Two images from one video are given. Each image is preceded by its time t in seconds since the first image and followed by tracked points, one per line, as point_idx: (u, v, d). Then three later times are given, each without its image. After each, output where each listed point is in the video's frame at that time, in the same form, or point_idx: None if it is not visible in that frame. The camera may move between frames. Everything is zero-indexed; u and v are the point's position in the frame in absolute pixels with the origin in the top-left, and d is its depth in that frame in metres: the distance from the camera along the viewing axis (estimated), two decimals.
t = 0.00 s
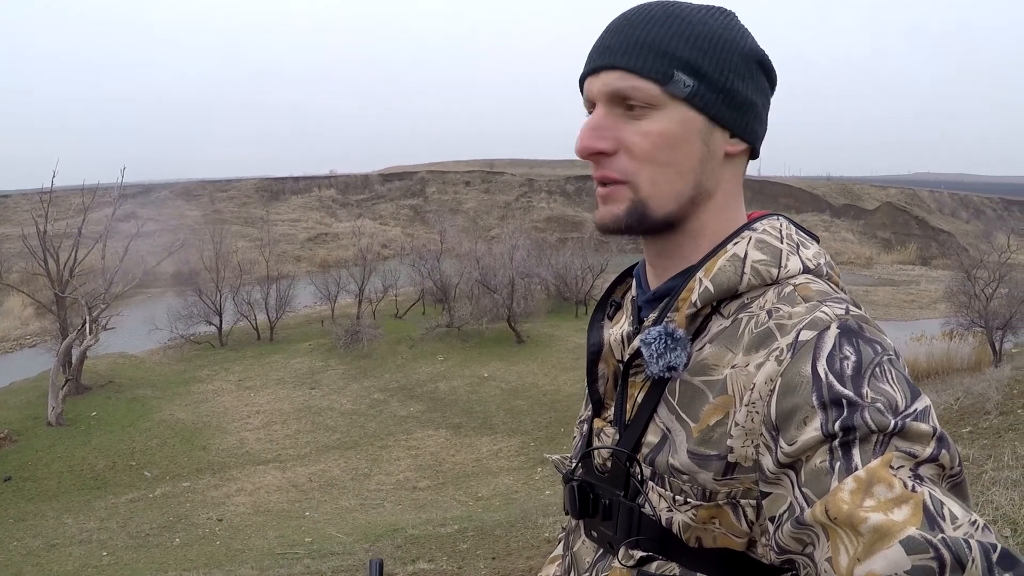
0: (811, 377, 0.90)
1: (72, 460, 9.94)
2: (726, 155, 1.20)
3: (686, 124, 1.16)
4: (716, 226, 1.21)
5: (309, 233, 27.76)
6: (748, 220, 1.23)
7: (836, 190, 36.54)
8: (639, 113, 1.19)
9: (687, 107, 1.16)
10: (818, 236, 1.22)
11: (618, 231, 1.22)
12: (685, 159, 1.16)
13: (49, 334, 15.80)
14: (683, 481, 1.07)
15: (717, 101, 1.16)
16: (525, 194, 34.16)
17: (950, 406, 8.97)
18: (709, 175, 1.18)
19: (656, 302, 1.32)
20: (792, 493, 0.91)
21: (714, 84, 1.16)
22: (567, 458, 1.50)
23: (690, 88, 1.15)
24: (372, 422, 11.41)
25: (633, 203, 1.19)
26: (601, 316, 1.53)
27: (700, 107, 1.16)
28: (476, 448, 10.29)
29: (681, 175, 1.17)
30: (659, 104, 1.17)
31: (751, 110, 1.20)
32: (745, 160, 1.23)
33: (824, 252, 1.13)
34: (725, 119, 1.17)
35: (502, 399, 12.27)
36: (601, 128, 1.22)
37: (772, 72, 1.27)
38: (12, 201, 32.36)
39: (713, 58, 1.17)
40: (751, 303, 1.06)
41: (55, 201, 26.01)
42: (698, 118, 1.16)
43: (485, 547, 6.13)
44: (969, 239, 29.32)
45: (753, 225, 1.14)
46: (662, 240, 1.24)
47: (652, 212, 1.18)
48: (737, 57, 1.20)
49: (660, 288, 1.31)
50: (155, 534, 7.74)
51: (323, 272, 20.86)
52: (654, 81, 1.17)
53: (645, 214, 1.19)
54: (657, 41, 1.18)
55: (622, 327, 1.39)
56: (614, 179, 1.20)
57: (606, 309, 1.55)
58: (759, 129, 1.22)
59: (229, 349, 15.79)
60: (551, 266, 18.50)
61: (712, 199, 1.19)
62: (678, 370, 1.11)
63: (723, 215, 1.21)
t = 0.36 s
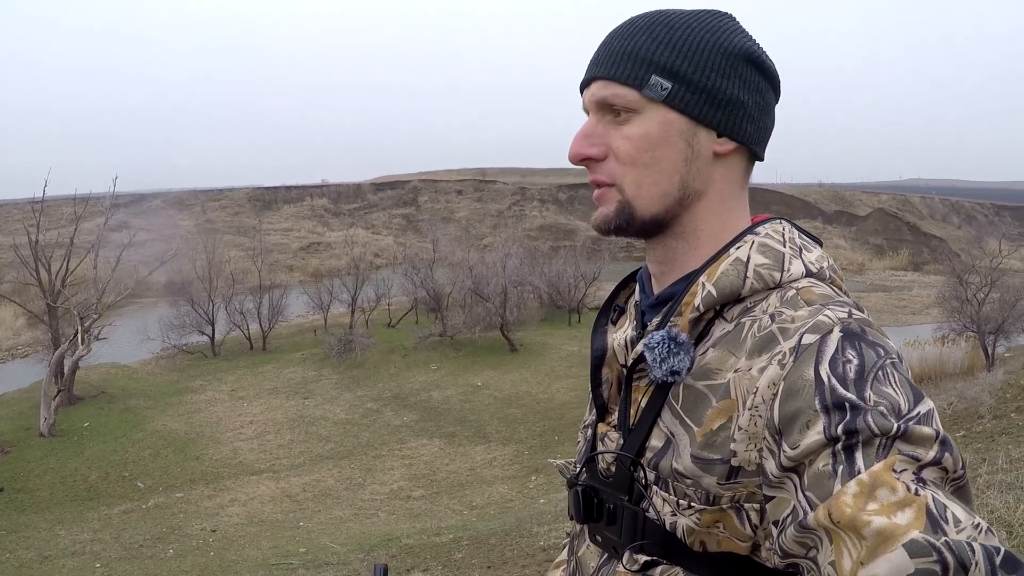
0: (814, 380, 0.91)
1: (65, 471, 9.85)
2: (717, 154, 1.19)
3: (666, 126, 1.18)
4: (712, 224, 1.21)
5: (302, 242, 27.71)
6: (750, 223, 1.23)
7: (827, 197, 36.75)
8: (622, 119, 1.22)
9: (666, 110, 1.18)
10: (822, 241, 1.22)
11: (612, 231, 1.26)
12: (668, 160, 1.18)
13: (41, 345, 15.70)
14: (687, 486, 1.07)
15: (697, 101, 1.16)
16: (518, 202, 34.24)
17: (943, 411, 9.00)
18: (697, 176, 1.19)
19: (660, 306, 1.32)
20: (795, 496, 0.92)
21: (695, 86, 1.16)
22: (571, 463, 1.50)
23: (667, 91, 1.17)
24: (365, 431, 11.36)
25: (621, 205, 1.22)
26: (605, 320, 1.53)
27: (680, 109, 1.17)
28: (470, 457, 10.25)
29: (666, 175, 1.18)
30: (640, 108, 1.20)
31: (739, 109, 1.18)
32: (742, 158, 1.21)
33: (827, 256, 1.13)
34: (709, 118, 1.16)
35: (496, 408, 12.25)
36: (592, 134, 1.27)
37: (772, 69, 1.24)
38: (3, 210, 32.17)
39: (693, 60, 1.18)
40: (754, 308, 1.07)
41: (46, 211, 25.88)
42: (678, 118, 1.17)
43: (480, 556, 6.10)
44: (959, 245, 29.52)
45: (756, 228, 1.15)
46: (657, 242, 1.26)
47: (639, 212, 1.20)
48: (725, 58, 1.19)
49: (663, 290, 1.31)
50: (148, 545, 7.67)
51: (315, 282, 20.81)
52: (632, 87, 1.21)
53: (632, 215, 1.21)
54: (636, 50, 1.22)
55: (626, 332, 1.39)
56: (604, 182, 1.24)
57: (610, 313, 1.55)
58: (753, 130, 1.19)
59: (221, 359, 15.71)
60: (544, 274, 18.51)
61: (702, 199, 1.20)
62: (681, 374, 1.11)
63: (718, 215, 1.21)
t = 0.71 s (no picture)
0: (812, 394, 0.91)
1: (53, 471, 9.75)
2: (695, 170, 1.19)
3: (639, 155, 1.19)
4: (703, 242, 1.22)
5: (293, 242, 27.63)
6: (744, 237, 1.25)
7: (818, 204, 36.98)
8: (597, 153, 1.24)
9: (638, 137, 1.19)
10: (819, 252, 1.24)
11: (604, 265, 1.27)
12: (648, 188, 1.19)
13: (30, 342, 15.57)
14: (684, 497, 1.08)
15: (665, 122, 1.17)
16: (510, 205, 34.28)
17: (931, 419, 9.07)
18: (679, 198, 1.19)
19: (658, 319, 1.32)
20: (792, 508, 0.92)
21: (661, 106, 1.17)
22: (569, 474, 1.50)
23: (634, 119, 1.18)
24: (354, 432, 11.32)
25: (610, 240, 1.23)
26: (602, 332, 1.54)
27: (651, 134, 1.18)
28: (459, 459, 10.24)
29: (648, 203, 1.19)
30: (611, 140, 1.21)
31: (708, 121, 1.18)
32: (724, 168, 1.21)
33: (825, 267, 1.15)
34: (681, 135, 1.17)
35: (485, 410, 12.24)
36: (570, 174, 1.28)
37: (736, 71, 1.24)
38: None
39: (652, 81, 1.19)
40: (753, 320, 1.07)
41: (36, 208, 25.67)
42: (652, 145, 1.18)
43: (469, 558, 6.09)
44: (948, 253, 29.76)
45: (754, 242, 1.16)
46: (650, 269, 1.27)
47: (628, 245, 1.21)
48: (685, 71, 1.19)
49: (658, 306, 1.32)
50: (137, 546, 7.60)
51: (306, 282, 20.75)
52: (600, 121, 1.22)
53: (622, 248, 1.22)
54: (595, 83, 1.24)
55: (625, 344, 1.40)
56: (588, 220, 1.25)
57: (608, 325, 1.56)
58: (727, 139, 1.20)
59: (211, 359, 15.63)
60: (534, 277, 18.53)
61: (688, 220, 1.20)
62: (680, 388, 1.11)
63: (709, 232, 1.21)
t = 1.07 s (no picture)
0: (806, 391, 0.92)
1: (45, 467, 9.71)
2: (695, 167, 1.20)
3: (641, 147, 1.19)
4: (701, 239, 1.22)
5: (287, 240, 27.56)
6: (740, 235, 1.25)
7: (812, 206, 37.09)
8: (600, 142, 1.24)
9: (641, 129, 1.19)
10: (813, 251, 1.24)
11: (600, 256, 1.27)
12: (647, 180, 1.19)
13: (22, 338, 15.49)
14: (680, 496, 1.09)
15: (671, 117, 1.17)
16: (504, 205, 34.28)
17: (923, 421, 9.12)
18: (678, 193, 1.20)
19: (653, 317, 1.33)
20: (787, 506, 0.93)
21: (665, 101, 1.18)
22: (564, 473, 1.50)
23: (640, 111, 1.19)
24: (347, 431, 11.31)
25: (607, 228, 1.24)
26: (596, 331, 1.55)
27: (655, 127, 1.18)
28: (451, 458, 10.24)
29: (647, 196, 1.20)
30: (614, 131, 1.22)
31: (713, 120, 1.18)
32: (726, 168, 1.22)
33: (820, 265, 1.15)
34: (685, 131, 1.17)
35: (478, 409, 12.24)
36: (570, 162, 1.29)
37: (743, 71, 1.24)
38: None
39: (660, 76, 1.20)
40: (747, 318, 1.08)
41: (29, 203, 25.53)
42: (655, 138, 1.19)
43: (461, 557, 6.09)
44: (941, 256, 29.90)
45: (748, 239, 1.16)
46: (647, 262, 1.27)
47: (627, 235, 1.22)
48: (692, 68, 1.20)
49: (654, 303, 1.33)
50: (128, 543, 7.57)
51: (299, 280, 20.70)
52: (605, 110, 1.22)
53: (618, 240, 1.22)
54: (603, 72, 1.24)
55: (619, 341, 1.41)
56: (587, 209, 1.26)
57: (602, 323, 1.56)
58: (730, 139, 1.21)
59: (204, 356, 15.58)
60: (528, 277, 18.54)
61: (687, 216, 1.21)
62: (674, 386, 1.12)
63: (707, 229, 1.22)
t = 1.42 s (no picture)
0: (805, 391, 0.92)
1: (41, 469, 9.67)
2: (690, 167, 1.20)
3: (637, 145, 1.20)
4: (697, 238, 1.22)
5: (281, 241, 27.50)
6: (739, 235, 1.25)
7: (806, 205, 37.20)
8: (596, 140, 1.25)
9: (636, 129, 1.20)
10: (812, 250, 1.24)
11: (597, 253, 1.28)
12: (641, 179, 1.20)
13: (16, 341, 15.42)
14: (678, 496, 1.09)
15: (666, 116, 1.18)
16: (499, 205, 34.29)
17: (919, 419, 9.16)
18: (672, 192, 1.20)
19: (651, 317, 1.33)
20: (786, 505, 0.94)
21: (660, 100, 1.18)
22: (562, 474, 1.50)
23: (635, 109, 1.19)
24: (342, 432, 11.29)
25: (605, 225, 1.24)
26: (594, 331, 1.55)
27: (650, 126, 1.19)
28: (447, 459, 10.23)
29: (642, 193, 1.20)
30: (610, 129, 1.23)
31: (708, 119, 1.18)
32: (723, 168, 1.21)
33: (818, 265, 1.16)
34: (680, 131, 1.17)
35: (474, 410, 12.23)
36: (569, 157, 1.29)
37: (744, 71, 1.23)
38: None
39: (657, 75, 1.20)
40: (744, 318, 1.08)
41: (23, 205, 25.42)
42: (649, 138, 1.19)
43: (457, 557, 6.09)
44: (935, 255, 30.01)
45: (747, 239, 1.16)
46: (642, 260, 1.28)
47: (621, 233, 1.22)
48: (690, 67, 1.20)
49: (652, 303, 1.32)
50: (124, 545, 7.54)
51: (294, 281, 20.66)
52: (601, 108, 1.23)
53: (613, 237, 1.23)
54: (602, 70, 1.25)
55: (617, 342, 1.40)
56: (585, 206, 1.27)
57: (600, 323, 1.57)
58: (728, 139, 1.20)
59: (199, 358, 15.54)
60: (523, 277, 18.55)
61: (682, 215, 1.21)
62: (673, 386, 1.12)
63: (703, 229, 1.21)
